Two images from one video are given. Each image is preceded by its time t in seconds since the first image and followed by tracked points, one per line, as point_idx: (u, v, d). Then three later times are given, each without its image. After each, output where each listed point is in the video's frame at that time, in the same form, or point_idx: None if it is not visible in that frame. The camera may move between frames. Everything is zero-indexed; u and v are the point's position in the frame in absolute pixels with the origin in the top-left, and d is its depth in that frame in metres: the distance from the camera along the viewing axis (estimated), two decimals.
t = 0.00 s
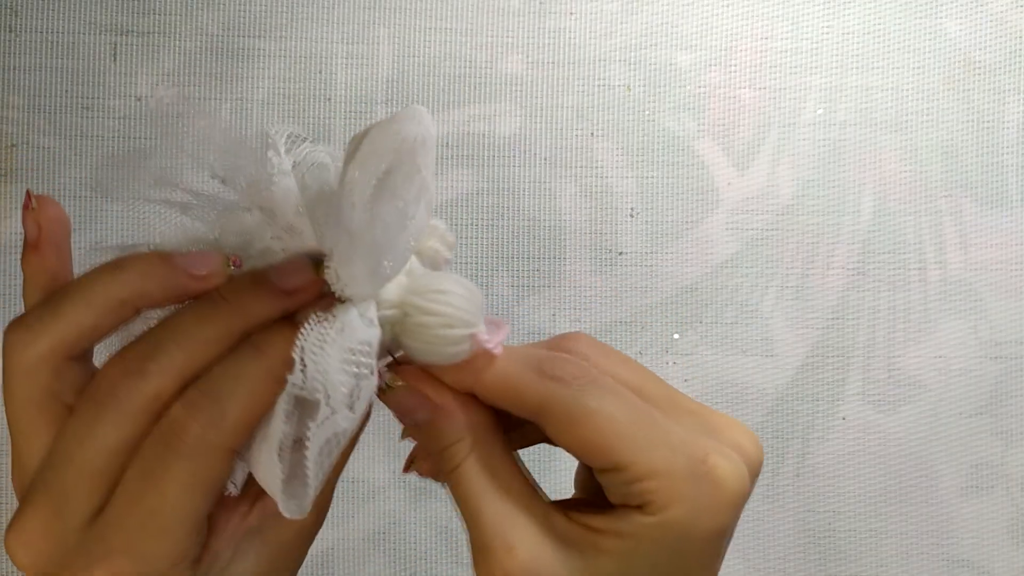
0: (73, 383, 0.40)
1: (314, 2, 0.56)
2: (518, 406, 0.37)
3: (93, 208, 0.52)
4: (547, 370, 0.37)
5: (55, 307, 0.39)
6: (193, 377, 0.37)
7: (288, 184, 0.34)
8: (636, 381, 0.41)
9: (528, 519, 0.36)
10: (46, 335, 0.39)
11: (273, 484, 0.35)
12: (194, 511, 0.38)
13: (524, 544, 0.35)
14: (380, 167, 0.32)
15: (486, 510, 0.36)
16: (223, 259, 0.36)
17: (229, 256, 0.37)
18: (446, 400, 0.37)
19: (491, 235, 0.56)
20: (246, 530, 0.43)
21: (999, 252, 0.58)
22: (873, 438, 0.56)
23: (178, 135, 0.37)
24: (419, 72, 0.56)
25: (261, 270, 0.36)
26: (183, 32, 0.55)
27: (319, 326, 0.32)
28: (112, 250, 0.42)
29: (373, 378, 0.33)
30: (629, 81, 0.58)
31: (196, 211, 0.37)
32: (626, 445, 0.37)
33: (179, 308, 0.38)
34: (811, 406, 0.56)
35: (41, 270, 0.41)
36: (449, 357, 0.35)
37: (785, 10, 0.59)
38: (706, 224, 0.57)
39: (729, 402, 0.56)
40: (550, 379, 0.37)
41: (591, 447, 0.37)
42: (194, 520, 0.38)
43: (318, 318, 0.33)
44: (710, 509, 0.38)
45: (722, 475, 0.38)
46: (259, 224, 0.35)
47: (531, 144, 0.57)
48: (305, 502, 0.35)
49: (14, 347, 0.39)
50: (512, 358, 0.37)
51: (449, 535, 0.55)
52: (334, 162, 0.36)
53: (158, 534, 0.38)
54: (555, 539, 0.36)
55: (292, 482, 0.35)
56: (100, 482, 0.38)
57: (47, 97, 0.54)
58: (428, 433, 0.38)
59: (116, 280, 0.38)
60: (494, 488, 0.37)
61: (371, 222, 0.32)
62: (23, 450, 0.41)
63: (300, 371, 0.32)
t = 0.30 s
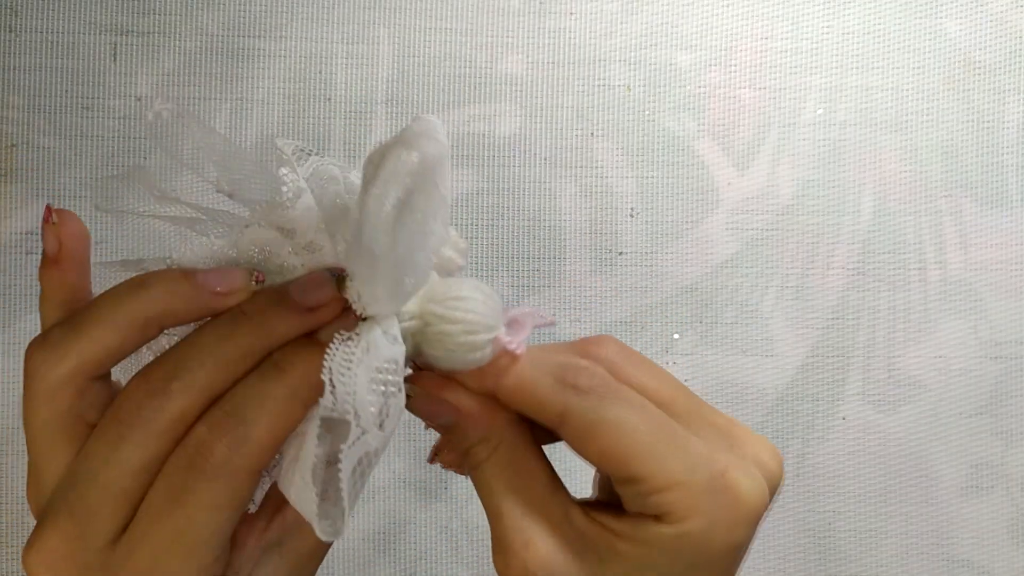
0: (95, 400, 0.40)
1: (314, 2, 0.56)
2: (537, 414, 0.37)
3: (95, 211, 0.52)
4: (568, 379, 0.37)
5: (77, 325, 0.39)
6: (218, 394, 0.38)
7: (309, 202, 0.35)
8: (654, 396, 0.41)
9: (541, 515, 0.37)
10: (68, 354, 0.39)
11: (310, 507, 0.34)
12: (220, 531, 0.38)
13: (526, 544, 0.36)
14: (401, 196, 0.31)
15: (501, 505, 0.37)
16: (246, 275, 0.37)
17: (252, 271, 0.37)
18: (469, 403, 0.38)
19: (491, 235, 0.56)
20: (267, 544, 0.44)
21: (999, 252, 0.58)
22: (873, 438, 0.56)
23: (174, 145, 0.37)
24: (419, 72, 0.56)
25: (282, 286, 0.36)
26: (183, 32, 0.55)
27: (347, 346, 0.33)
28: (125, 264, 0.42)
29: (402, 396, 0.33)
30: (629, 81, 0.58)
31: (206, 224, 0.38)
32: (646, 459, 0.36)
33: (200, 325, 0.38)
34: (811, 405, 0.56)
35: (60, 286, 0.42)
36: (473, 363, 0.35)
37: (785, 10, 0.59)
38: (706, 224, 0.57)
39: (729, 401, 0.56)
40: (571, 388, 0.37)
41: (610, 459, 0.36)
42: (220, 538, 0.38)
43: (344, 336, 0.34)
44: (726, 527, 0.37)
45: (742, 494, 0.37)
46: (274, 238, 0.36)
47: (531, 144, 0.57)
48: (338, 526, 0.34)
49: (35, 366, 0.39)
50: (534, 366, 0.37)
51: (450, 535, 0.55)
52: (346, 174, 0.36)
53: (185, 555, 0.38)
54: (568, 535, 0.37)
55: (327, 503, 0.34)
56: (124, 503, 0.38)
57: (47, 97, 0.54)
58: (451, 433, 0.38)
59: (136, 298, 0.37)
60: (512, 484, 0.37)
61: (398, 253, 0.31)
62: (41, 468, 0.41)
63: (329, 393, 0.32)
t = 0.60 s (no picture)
0: (96, 410, 0.41)
1: (314, 2, 0.56)
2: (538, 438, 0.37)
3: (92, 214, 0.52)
4: (572, 406, 0.36)
5: (76, 337, 0.39)
6: (220, 405, 0.38)
7: (309, 207, 0.36)
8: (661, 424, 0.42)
9: (539, 540, 0.38)
10: (67, 364, 0.39)
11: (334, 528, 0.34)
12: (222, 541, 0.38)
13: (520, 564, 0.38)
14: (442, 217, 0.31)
15: (502, 519, 0.38)
16: (244, 282, 0.37)
17: (251, 278, 0.37)
18: (476, 417, 0.37)
19: (491, 236, 0.56)
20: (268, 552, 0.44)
21: (999, 252, 0.58)
22: (873, 438, 0.56)
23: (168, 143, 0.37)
24: (419, 72, 0.56)
25: (282, 293, 0.35)
26: (183, 32, 0.55)
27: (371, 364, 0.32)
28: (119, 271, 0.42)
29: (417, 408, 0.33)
30: (629, 81, 0.58)
31: (201, 226, 0.38)
32: (642, 495, 0.36)
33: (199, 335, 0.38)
34: (810, 405, 0.56)
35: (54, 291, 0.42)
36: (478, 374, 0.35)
37: (785, 10, 0.59)
38: (706, 224, 0.57)
39: (729, 402, 0.56)
40: (573, 417, 0.36)
41: (606, 490, 0.36)
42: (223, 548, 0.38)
43: (362, 349, 0.33)
44: (719, 571, 0.36)
45: (741, 538, 0.36)
46: (276, 242, 0.36)
47: (531, 144, 0.57)
48: (361, 542, 0.33)
49: (32, 379, 0.39)
50: (539, 390, 0.36)
51: (449, 536, 0.55)
52: (344, 175, 0.37)
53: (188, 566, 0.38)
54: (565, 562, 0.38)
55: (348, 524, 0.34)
56: (125, 514, 0.38)
57: (47, 97, 0.54)
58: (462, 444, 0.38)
59: (136, 309, 0.38)
60: (516, 500, 0.38)
61: (434, 266, 0.32)
62: (41, 481, 0.41)
63: (355, 413, 0.32)
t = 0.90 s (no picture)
0: (97, 416, 0.41)
1: (314, 2, 0.56)
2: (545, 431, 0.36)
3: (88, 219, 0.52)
4: (583, 402, 0.36)
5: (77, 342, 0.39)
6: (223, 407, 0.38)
7: (306, 211, 0.34)
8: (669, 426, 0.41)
9: (532, 531, 0.38)
10: (68, 369, 0.39)
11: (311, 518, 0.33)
12: (226, 545, 0.38)
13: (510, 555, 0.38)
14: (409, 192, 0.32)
15: (496, 507, 0.38)
16: (245, 287, 0.37)
17: (251, 284, 0.37)
18: (482, 407, 0.36)
19: (491, 235, 0.56)
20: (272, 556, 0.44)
21: (999, 252, 0.58)
22: (873, 438, 0.56)
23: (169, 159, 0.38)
24: (420, 72, 0.56)
25: (286, 298, 0.35)
26: (183, 32, 0.55)
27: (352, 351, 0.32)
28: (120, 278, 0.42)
29: (406, 400, 0.33)
30: (629, 81, 0.58)
31: (203, 239, 0.38)
32: (645, 496, 0.35)
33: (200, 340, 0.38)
34: (810, 405, 0.56)
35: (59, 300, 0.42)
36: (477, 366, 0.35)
37: (785, 10, 0.59)
38: (706, 224, 0.57)
39: (729, 401, 0.56)
40: (584, 413, 0.36)
41: (609, 488, 0.36)
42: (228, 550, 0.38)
43: (347, 341, 0.33)
44: None
45: (739, 550, 0.36)
46: (273, 247, 0.36)
47: (531, 144, 0.57)
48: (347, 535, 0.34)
49: (34, 383, 0.40)
50: (552, 383, 0.36)
51: (449, 536, 0.55)
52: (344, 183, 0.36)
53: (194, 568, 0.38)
54: (558, 558, 0.38)
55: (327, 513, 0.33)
56: (128, 518, 0.38)
57: (47, 97, 0.54)
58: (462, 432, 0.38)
59: (137, 313, 0.38)
60: (514, 489, 0.38)
61: (405, 247, 0.32)
62: (40, 490, 0.41)
63: (331, 398, 0.32)
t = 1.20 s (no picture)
0: (88, 414, 0.41)
1: (314, 2, 0.56)
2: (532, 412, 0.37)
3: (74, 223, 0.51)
4: (566, 379, 0.37)
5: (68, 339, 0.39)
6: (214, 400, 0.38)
7: (298, 207, 0.34)
8: (651, 402, 0.40)
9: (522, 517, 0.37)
10: (59, 367, 0.39)
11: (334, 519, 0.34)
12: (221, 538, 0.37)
13: (513, 547, 0.37)
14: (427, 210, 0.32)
15: (483, 501, 0.38)
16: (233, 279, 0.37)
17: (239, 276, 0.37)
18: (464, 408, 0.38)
19: (491, 235, 0.56)
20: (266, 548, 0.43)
21: (999, 252, 0.58)
22: (873, 438, 0.56)
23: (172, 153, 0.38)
24: (420, 72, 0.56)
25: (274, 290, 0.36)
26: (182, 31, 0.55)
27: (360, 356, 0.33)
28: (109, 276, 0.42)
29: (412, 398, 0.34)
30: (629, 81, 0.58)
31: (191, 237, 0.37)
32: (635, 467, 0.35)
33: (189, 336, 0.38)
34: (810, 405, 0.56)
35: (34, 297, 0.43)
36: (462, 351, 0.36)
37: (785, 11, 0.59)
38: (706, 224, 0.57)
39: (729, 401, 0.56)
40: (569, 390, 0.37)
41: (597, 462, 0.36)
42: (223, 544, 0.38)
43: (354, 342, 0.33)
44: (712, 549, 0.35)
45: (725, 518, 0.36)
46: (262, 243, 0.36)
47: (531, 144, 0.57)
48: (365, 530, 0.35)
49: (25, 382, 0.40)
50: (532, 366, 0.37)
51: (449, 535, 0.55)
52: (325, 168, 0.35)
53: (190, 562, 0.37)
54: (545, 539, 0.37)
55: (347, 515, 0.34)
56: (121, 513, 0.38)
57: (47, 97, 0.54)
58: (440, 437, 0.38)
59: (127, 309, 0.38)
60: (495, 480, 0.38)
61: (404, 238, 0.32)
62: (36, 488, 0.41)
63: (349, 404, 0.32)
